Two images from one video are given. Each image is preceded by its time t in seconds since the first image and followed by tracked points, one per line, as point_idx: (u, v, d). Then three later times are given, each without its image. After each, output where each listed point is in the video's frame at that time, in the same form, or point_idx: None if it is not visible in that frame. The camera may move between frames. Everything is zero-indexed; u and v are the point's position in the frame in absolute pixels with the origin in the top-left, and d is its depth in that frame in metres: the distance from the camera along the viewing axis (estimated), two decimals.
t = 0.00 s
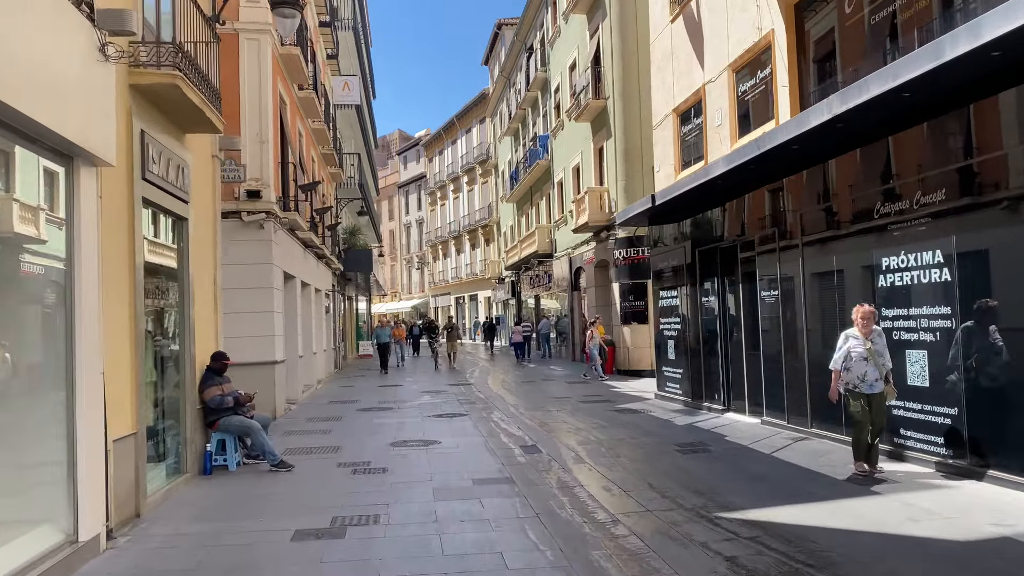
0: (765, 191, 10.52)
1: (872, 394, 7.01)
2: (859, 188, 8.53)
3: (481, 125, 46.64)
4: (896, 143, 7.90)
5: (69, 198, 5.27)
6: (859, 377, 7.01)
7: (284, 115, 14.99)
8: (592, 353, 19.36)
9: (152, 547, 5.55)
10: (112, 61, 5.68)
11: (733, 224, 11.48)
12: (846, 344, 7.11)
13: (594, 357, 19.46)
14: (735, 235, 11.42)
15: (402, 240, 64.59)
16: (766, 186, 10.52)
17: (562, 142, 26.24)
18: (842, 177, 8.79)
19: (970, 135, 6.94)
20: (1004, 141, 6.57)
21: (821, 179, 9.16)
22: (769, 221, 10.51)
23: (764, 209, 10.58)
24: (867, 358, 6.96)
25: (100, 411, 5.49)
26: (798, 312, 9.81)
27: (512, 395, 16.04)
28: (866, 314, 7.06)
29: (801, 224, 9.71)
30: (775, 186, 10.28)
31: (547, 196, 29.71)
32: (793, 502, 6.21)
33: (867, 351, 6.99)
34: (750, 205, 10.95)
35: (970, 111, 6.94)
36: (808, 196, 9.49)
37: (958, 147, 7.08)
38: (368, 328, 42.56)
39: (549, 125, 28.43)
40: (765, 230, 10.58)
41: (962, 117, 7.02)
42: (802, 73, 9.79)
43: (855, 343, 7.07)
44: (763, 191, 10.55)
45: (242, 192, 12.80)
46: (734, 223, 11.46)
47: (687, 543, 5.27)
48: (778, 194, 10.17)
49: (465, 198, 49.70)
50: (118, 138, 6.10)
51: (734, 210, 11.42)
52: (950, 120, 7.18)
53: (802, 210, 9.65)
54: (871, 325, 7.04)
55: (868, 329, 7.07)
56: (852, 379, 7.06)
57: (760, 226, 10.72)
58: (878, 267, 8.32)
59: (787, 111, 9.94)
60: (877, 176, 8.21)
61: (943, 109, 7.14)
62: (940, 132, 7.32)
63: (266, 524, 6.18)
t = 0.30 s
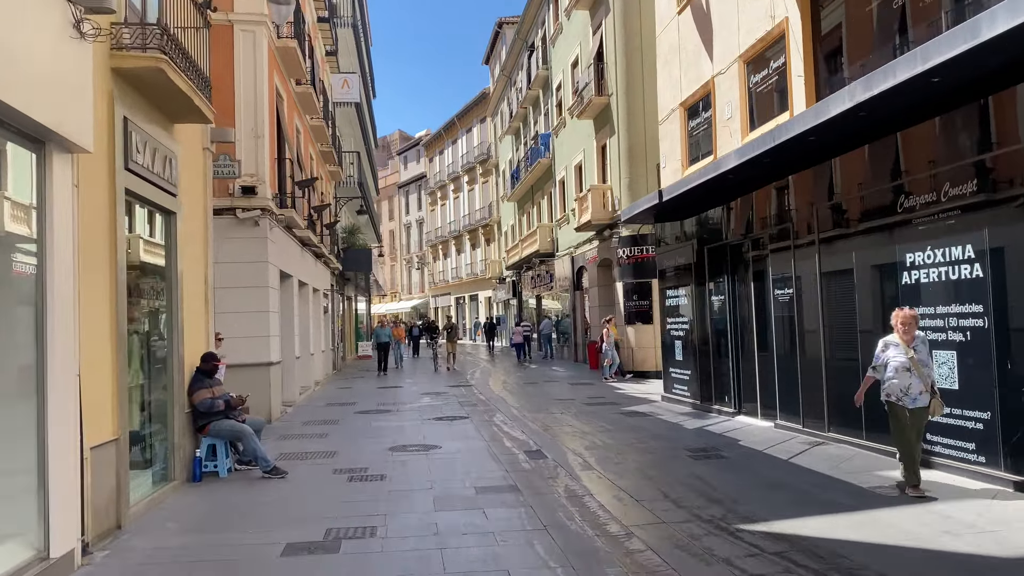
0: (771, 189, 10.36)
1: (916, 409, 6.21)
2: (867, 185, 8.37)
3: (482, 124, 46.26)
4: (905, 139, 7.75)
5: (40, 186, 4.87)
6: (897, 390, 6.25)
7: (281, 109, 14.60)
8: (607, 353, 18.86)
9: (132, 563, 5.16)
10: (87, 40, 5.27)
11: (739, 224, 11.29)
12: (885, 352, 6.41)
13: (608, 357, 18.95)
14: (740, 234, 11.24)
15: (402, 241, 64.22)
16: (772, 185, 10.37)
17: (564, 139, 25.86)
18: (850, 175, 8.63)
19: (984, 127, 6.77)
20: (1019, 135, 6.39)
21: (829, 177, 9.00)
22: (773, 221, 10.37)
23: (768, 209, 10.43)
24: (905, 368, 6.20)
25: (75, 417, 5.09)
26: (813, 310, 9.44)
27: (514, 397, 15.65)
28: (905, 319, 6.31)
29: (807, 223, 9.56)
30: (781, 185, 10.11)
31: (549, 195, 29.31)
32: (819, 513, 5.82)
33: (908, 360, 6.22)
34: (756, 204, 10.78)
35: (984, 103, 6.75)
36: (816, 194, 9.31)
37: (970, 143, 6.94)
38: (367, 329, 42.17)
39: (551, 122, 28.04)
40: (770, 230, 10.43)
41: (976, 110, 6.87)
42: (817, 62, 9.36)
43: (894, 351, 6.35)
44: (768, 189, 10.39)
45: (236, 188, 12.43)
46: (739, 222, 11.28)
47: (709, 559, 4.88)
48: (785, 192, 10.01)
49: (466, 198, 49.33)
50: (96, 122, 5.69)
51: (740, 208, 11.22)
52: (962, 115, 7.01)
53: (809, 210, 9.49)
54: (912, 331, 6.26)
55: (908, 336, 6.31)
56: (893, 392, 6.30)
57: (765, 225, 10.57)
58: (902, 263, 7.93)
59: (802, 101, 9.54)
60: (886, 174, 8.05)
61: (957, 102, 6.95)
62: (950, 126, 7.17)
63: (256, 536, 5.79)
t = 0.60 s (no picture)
0: (774, 189, 10.18)
1: (972, 418, 5.61)
2: (875, 184, 8.18)
3: (482, 123, 45.90)
4: (914, 135, 7.57)
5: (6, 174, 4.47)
6: (952, 397, 5.63)
7: (276, 104, 14.23)
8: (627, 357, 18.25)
9: None
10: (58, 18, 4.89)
11: (743, 223, 11.06)
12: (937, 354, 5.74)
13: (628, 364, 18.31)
14: (745, 234, 11.02)
15: (401, 241, 63.85)
16: (775, 184, 10.18)
17: (566, 137, 25.48)
18: (857, 174, 8.45)
19: (993, 123, 6.60)
20: None
21: (835, 176, 8.80)
22: (778, 220, 10.21)
23: (772, 208, 10.25)
24: (963, 374, 5.58)
25: (43, 425, 4.68)
26: (833, 311, 9.02)
27: (516, 400, 15.26)
28: (963, 318, 5.67)
29: (813, 223, 9.38)
30: (785, 183, 9.92)
31: (550, 194, 28.91)
32: (848, 529, 5.41)
33: (966, 365, 5.60)
34: (759, 203, 10.57)
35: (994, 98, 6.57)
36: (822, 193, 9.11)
37: (979, 139, 6.77)
38: (366, 329, 41.75)
39: (552, 120, 27.66)
40: (775, 229, 10.25)
41: (985, 106, 6.70)
42: (834, 52, 8.96)
43: (948, 354, 5.70)
44: (772, 188, 10.21)
45: (229, 184, 12.06)
46: (743, 222, 11.07)
47: None
48: (789, 191, 9.82)
49: (466, 197, 48.96)
50: (68, 107, 5.28)
51: (743, 207, 11.00)
52: (974, 111, 6.81)
53: (816, 209, 9.28)
54: (970, 331, 5.63)
55: (966, 336, 5.67)
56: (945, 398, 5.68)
57: (769, 225, 10.38)
58: (929, 260, 7.52)
59: (818, 91, 9.13)
60: (894, 173, 7.86)
61: (969, 97, 6.75)
62: (960, 122, 6.98)
63: (241, 555, 5.38)
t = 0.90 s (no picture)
0: (781, 185, 10.05)
1: None
2: (885, 178, 8.07)
3: (482, 120, 45.51)
4: (925, 127, 7.47)
5: None
6: None
7: (273, 96, 13.85)
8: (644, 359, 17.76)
9: None
10: None
11: (750, 220, 10.88)
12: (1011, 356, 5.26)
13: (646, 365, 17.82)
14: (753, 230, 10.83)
15: (400, 239, 63.44)
16: (783, 178, 10.02)
17: (568, 133, 25.10)
18: (866, 168, 8.34)
19: (1008, 115, 6.51)
20: None
21: (845, 171, 8.69)
22: (786, 217, 10.08)
23: (780, 205, 10.12)
24: None
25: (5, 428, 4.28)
26: (854, 309, 8.64)
27: (518, 400, 14.88)
28: None
29: (821, 218, 9.27)
30: (793, 179, 9.80)
31: (551, 190, 28.51)
32: (880, 541, 5.03)
33: None
34: (767, 198, 10.43)
35: (1010, 89, 6.46)
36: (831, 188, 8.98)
37: (994, 130, 6.65)
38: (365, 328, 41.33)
39: (554, 116, 27.27)
40: (783, 226, 10.13)
41: (999, 99, 6.60)
42: (853, 36, 8.57)
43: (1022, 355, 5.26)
44: (779, 184, 10.07)
45: (223, 177, 11.68)
46: (750, 218, 10.90)
47: None
48: (798, 186, 9.69)
49: (466, 195, 48.55)
50: (38, 84, 4.89)
51: (750, 203, 10.84)
52: (988, 103, 6.68)
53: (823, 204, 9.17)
54: None
55: None
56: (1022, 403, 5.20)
57: (776, 221, 10.25)
58: (958, 253, 7.14)
59: (837, 78, 8.71)
60: (905, 166, 7.76)
61: (984, 89, 6.62)
62: (973, 115, 6.86)
63: (226, 568, 5.00)
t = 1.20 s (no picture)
0: (788, 179, 9.79)
1: None
2: (895, 171, 7.83)
3: (482, 115, 45.12)
4: (938, 119, 7.21)
5: None
6: None
7: (268, 86, 13.46)
8: (666, 358, 17.24)
9: None
10: None
11: (755, 215, 10.63)
12: None
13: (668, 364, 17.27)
14: (757, 227, 10.59)
15: (400, 236, 63.05)
16: (790, 172, 9.77)
17: (570, 126, 24.72)
18: (876, 161, 8.09)
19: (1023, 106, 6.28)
20: None
21: (853, 164, 8.44)
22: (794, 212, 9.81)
23: (786, 200, 9.85)
24: None
25: None
26: (875, 304, 8.25)
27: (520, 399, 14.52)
28: None
29: (828, 213, 9.03)
30: (799, 174, 9.56)
31: (552, 185, 28.12)
32: (916, 554, 4.66)
33: None
34: (773, 193, 10.18)
35: None
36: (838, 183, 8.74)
37: (1010, 122, 6.42)
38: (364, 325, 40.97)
39: (555, 109, 26.89)
40: (789, 222, 9.89)
41: (1015, 89, 6.35)
42: (873, 19, 8.19)
43: None
44: (786, 178, 9.82)
45: (215, 168, 11.28)
46: (755, 214, 10.65)
47: None
48: (804, 182, 9.45)
49: (466, 191, 48.17)
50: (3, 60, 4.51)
51: (754, 199, 10.61)
52: (1003, 94, 6.44)
53: (830, 199, 8.93)
54: None
55: None
56: None
57: (782, 216, 10.00)
58: (991, 246, 6.76)
59: (857, 63, 8.31)
60: (916, 158, 7.53)
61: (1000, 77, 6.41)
62: (987, 107, 6.62)
63: None
